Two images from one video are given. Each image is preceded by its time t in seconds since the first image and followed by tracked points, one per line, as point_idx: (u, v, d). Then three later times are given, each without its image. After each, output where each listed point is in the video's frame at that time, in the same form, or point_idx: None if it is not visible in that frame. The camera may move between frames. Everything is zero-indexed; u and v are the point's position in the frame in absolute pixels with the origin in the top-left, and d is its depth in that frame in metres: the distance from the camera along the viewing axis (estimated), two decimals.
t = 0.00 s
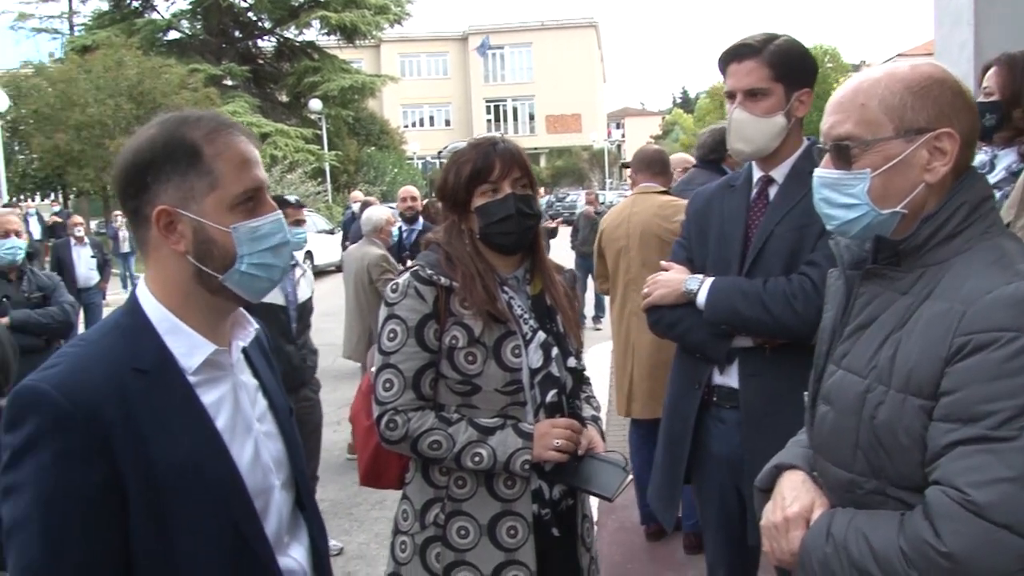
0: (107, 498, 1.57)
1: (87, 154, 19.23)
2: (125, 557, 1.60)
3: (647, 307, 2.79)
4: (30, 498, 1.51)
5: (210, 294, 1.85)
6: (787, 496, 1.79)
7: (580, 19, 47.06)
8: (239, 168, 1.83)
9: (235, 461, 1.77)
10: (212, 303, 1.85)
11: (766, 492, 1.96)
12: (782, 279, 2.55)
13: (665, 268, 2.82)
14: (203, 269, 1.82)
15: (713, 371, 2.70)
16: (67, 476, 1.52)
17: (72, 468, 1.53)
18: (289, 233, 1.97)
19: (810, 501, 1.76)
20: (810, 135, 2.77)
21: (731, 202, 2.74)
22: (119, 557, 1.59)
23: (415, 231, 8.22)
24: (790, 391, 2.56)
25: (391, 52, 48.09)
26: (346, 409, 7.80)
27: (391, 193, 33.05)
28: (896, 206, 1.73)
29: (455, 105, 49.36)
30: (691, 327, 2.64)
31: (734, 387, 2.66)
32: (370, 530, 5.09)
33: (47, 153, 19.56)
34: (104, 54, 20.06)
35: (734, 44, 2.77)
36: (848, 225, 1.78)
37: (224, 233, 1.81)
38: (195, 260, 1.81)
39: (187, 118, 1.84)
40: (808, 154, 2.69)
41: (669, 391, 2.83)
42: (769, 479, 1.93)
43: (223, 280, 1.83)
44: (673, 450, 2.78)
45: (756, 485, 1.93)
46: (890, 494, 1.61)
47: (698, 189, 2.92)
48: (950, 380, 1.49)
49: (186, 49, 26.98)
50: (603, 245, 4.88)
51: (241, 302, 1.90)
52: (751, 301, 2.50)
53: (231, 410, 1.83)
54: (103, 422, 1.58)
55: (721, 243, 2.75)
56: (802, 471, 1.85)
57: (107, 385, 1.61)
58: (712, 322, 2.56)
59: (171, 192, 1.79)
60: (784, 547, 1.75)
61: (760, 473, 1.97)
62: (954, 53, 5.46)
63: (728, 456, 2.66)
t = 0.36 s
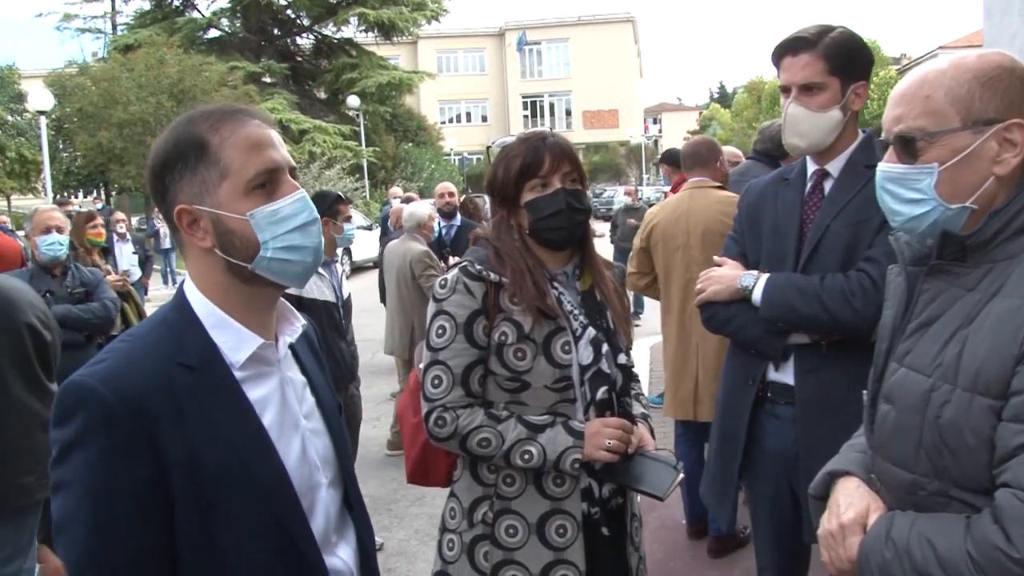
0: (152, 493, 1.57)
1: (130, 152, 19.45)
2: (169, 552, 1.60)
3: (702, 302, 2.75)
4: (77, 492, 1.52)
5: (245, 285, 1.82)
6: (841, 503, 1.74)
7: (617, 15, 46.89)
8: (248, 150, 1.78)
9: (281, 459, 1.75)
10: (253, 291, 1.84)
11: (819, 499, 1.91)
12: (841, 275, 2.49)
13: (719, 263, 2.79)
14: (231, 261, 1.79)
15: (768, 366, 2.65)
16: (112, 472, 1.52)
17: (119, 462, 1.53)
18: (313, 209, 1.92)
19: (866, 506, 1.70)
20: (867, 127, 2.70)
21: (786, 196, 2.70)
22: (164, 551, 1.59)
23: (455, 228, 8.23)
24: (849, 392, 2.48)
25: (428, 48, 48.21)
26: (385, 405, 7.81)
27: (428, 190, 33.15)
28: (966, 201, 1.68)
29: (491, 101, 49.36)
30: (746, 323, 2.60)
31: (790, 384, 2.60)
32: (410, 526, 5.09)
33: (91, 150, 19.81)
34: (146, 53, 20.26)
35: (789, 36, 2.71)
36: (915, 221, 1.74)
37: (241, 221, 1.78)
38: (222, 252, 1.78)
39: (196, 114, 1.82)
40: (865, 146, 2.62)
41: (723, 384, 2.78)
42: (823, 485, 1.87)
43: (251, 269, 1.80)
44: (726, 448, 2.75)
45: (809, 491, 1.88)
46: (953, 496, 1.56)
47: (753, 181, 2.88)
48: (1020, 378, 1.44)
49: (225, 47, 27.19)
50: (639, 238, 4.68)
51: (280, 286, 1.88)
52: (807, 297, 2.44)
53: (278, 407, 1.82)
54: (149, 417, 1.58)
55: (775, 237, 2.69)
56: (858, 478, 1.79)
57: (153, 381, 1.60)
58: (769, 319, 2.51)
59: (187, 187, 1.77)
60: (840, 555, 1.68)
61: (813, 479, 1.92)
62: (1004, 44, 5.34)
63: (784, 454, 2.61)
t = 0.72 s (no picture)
0: (153, 515, 1.53)
1: (142, 164, 19.57)
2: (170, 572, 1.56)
3: (734, 316, 2.71)
4: (75, 515, 1.47)
5: (248, 308, 1.77)
6: (887, 529, 1.68)
7: (627, 26, 46.98)
8: (263, 173, 1.71)
9: (288, 481, 1.69)
10: (254, 318, 1.77)
11: (862, 523, 1.84)
12: (876, 287, 2.44)
13: (751, 277, 2.75)
14: (232, 284, 1.74)
15: (802, 381, 2.59)
16: (113, 492, 1.48)
17: (118, 484, 1.49)
18: (323, 239, 1.85)
19: (914, 532, 1.64)
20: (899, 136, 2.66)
21: (818, 207, 2.66)
22: (164, 573, 1.55)
23: (472, 239, 8.21)
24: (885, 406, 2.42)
25: (438, 61, 48.35)
26: (399, 418, 7.77)
27: (439, 201, 33.18)
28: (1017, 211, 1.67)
29: (501, 113, 49.46)
30: (782, 336, 2.55)
31: (825, 398, 2.54)
32: (426, 541, 5.03)
33: (103, 163, 19.91)
34: (159, 66, 20.40)
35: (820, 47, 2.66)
36: (963, 231, 1.73)
37: (241, 246, 1.72)
38: (224, 273, 1.74)
39: (220, 124, 1.78)
40: (899, 156, 2.58)
41: (755, 399, 2.74)
42: (865, 509, 1.81)
43: (249, 295, 1.74)
44: (760, 464, 2.69)
45: (851, 516, 1.82)
46: (1008, 520, 1.49)
47: (781, 192, 2.84)
48: None
49: (237, 60, 27.31)
50: (670, 243, 4.57)
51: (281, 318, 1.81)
52: (844, 311, 2.39)
53: (287, 425, 1.76)
54: (150, 438, 1.54)
55: (807, 247, 2.65)
56: (902, 502, 1.73)
57: (156, 401, 1.57)
58: (806, 333, 2.46)
59: (198, 203, 1.73)
60: None
61: (855, 502, 1.86)
62: None
63: (818, 469, 2.55)
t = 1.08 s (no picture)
0: (182, 524, 1.50)
1: (153, 169, 19.64)
2: None
3: (768, 313, 2.67)
4: (105, 527, 1.45)
5: (275, 308, 1.74)
6: (952, 529, 1.64)
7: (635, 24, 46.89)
8: (289, 167, 1.68)
9: (321, 489, 1.66)
10: (280, 318, 1.75)
11: (919, 522, 1.81)
12: (915, 282, 2.40)
13: (785, 273, 2.72)
14: (257, 283, 1.71)
15: (840, 378, 2.55)
16: (142, 504, 1.45)
17: (148, 494, 1.46)
18: (350, 233, 1.83)
19: (980, 533, 1.60)
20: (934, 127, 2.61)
21: (851, 200, 2.61)
22: None
23: (493, 239, 8.19)
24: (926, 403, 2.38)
25: (446, 62, 48.37)
26: (416, 419, 7.75)
27: (450, 202, 33.15)
28: None
29: (510, 112, 49.43)
30: (819, 333, 2.52)
31: (864, 396, 2.50)
32: (448, 543, 5.01)
33: (114, 168, 19.96)
34: (168, 71, 20.50)
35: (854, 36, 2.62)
36: None
37: (267, 242, 1.69)
38: (251, 273, 1.71)
39: (243, 121, 1.75)
40: (934, 145, 2.53)
41: (789, 397, 2.71)
42: (924, 508, 1.78)
43: (276, 294, 1.71)
44: (797, 463, 2.65)
45: (908, 515, 1.79)
46: None
47: (813, 186, 2.81)
48: None
49: (246, 64, 27.36)
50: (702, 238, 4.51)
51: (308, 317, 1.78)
52: (884, 307, 2.35)
53: (319, 433, 1.73)
54: (180, 446, 1.51)
55: (841, 242, 2.61)
56: (964, 501, 1.69)
57: (184, 408, 1.53)
58: (844, 330, 2.42)
59: (223, 201, 1.70)
60: None
61: (911, 501, 1.83)
62: None
63: (856, 467, 2.51)
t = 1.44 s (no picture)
0: (210, 528, 1.47)
1: (178, 163, 19.70)
2: None
3: (803, 314, 2.62)
4: (131, 534, 1.43)
5: (337, 301, 1.72)
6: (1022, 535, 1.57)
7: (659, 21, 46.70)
8: (367, 160, 1.72)
9: (350, 490, 1.63)
10: (338, 308, 1.73)
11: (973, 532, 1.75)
12: (957, 283, 2.35)
13: (822, 273, 2.67)
14: (337, 273, 1.69)
15: (877, 382, 2.50)
16: (168, 508, 1.43)
17: (174, 500, 1.44)
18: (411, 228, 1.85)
19: None
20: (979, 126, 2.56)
21: (891, 199, 2.56)
22: None
23: (524, 235, 8.16)
24: (968, 409, 2.33)
25: (469, 58, 48.39)
26: (438, 415, 7.73)
27: (472, 198, 33.13)
28: None
29: (533, 109, 49.40)
30: (857, 335, 2.47)
31: (903, 400, 2.44)
32: (470, 541, 4.98)
33: (140, 163, 20.07)
34: (195, 66, 20.61)
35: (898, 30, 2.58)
36: None
37: (359, 231, 1.70)
38: (328, 264, 1.69)
39: (306, 111, 1.72)
40: (981, 143, 2.48)
41: (823, 402, 2.66)
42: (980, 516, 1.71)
43: (358, 284, 1.72)
44: (831, 466, 2.60)
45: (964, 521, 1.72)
46: None
47: (851, 184, 2.75)
48: None
49: (271, 59, 27.48)
50: (728, 243, 4.41)
51: (369, 309, 1.78)
52: (926, 308, 2.30)
53: (347, 433, 1.71)
54: (207, 448, 1.48)
55: (880, 241, 2.56)
56: None
57: (211, 410, 1.51)
58: (884, 331, 2.37)
59: (302, 188, 1.66)
60: None
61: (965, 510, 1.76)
62: None
63: (893, 473, 2.46)
